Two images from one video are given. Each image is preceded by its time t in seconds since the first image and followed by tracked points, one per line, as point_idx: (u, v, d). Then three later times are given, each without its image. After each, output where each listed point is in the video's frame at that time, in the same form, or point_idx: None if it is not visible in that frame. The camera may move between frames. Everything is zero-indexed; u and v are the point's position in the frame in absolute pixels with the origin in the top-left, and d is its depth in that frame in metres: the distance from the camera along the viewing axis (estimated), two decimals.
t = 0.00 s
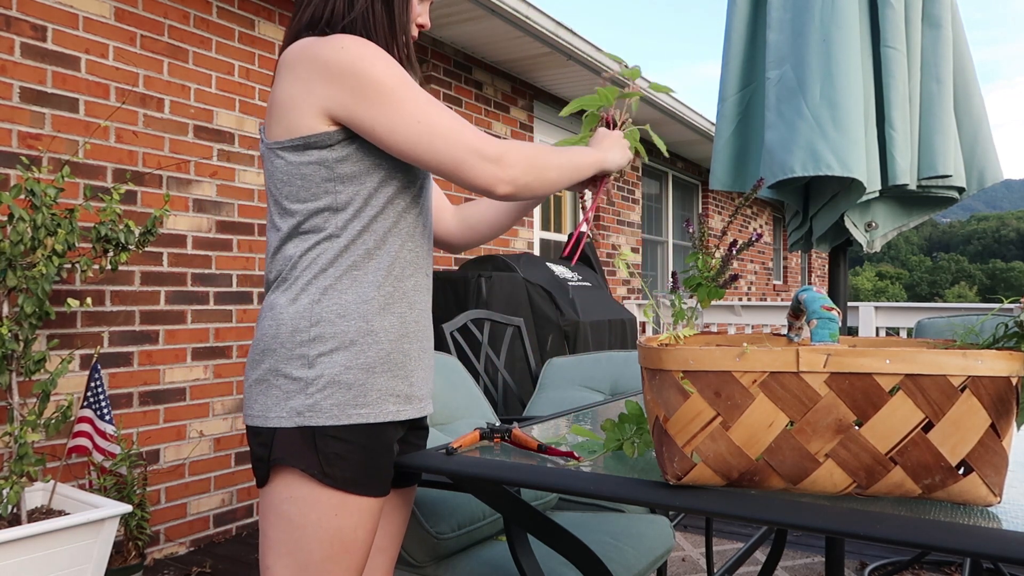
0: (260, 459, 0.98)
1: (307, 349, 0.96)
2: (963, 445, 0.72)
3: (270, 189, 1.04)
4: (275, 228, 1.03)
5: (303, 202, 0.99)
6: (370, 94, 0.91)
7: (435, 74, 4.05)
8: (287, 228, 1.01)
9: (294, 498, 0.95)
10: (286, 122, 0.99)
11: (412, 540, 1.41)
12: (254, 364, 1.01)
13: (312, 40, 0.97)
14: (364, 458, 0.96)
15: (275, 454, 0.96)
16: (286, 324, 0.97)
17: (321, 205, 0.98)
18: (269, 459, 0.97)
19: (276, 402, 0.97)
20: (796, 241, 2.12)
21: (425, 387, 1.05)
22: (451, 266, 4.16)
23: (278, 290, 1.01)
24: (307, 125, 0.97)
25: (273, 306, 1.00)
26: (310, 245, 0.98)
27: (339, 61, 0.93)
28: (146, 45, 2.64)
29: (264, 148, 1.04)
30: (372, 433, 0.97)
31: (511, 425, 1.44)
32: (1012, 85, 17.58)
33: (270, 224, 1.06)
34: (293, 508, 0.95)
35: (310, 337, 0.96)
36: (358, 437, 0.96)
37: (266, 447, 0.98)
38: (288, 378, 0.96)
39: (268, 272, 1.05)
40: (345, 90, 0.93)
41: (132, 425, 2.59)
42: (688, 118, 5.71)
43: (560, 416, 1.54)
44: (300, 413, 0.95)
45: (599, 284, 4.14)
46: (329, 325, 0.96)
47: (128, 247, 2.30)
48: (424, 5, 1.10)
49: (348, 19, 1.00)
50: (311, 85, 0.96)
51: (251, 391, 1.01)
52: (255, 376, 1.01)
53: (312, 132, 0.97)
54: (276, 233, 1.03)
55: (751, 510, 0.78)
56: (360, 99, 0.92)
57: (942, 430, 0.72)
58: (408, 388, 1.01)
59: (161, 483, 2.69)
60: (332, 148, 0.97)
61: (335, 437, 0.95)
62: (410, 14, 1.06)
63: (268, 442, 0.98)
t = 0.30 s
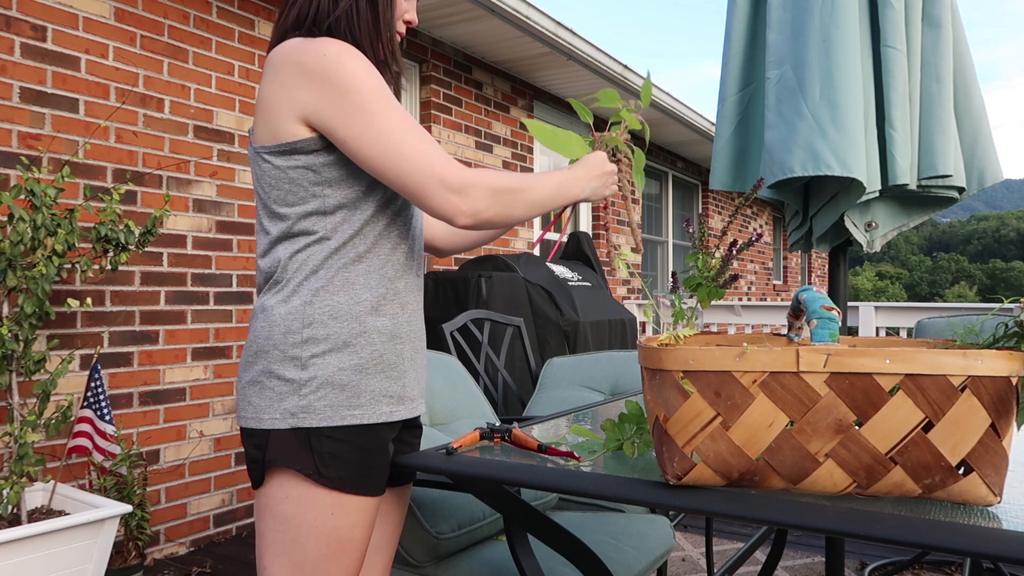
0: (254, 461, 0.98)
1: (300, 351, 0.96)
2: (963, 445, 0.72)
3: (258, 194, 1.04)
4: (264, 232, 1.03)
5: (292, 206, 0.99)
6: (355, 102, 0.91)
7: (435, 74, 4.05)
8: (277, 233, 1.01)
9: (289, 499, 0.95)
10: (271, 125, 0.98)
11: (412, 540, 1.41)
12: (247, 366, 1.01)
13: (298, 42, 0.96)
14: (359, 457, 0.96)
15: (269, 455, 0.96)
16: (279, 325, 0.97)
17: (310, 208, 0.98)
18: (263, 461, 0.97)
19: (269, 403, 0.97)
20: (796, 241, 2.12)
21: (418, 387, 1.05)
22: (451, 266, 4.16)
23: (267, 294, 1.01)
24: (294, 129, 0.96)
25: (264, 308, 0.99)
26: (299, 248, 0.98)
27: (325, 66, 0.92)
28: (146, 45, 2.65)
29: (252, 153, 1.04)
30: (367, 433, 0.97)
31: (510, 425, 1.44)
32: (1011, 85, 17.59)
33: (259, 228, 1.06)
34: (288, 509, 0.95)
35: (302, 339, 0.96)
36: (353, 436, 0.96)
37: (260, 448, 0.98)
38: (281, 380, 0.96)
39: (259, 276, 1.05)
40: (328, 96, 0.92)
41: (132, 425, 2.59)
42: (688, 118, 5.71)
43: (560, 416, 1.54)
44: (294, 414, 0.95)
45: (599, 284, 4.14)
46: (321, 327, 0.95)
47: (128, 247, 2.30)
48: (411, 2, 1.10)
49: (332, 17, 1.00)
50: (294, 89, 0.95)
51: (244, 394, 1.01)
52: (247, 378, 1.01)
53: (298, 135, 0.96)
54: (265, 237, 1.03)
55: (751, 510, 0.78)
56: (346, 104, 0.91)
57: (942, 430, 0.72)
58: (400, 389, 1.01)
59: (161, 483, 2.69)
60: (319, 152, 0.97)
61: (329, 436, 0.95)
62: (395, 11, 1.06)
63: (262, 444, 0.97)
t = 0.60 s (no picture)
0: (253, 461, 0.98)
1: (299, 351, 0.96)
2: (963, 445, 0.72)
3: (254, 198, 1.04)
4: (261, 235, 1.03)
5: (288, 209, 0.99)
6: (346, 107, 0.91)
7: (435, 74, 4.05)
8: (274, 236, 1.01)
9: (289, 498, 0.95)
10: (261, 128, 0.97)
11: (412, 540, 1.41)
12: (245, 367, 1.01)
13: (291, 44, 0.95)
14: (358, 457, 0.96)
15: (269, 456, 0.96)
16: (278, 326, 0.97)
17: (307, 211, 0.98)
18: (262, 461, 0.97)
19: (269, 404, 0.96)
20: (796, 241, 2.12)
21: (417, 386, 1.05)
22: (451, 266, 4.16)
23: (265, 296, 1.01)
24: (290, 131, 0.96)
25: (262, 310, 0.99)
26: (297, 251, 0.99)
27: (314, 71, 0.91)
28: (146, 45, 2.65)
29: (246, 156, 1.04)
30: (365, 434, 0.97)
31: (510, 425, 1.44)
32: (1011, 86, 17.59)
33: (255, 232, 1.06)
34: (288, 508, 0.95)
35: (301, 339, 0.95)
36: (351, 436, 0.96)
37: (259, 448, 0.98)
38: (281, 380, 0.96)
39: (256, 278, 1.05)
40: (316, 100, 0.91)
41: (132, 425, 2.59)
42: (688, 118, 5.71)
43: (560, 416, 1.54)
44: (293, 414, 0.94)
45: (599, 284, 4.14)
46: (321, 328, 0.96)
47: (128, 246, 2.30)
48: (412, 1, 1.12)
49: (329, 19, 0.99)
50: (279, 92, 0.93)
51: (242, 395, 1.01)
52: (245, 380, 1.01)
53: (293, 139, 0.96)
54: (262, 240, 1.03)
55: (752, 510, 0.78)
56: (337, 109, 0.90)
57: (942, 430, 0.72)
58: (400, 391, 1.01)
59: (161, 483, 2.69)
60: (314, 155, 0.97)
61: (328, 436, 0.95)
62: (391, 13, 1.06)
63: (262, 444, 0.97)
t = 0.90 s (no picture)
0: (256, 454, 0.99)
1: (295, 349, 0.96)
2: (963, 446, 0.72)
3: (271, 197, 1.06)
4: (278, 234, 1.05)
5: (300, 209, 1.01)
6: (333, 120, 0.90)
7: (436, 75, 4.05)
8: (285, 234, 1.03)
9: (287, 493, 0.95)
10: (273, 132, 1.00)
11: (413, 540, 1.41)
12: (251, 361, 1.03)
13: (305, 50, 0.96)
14: (354, 455, 0.96)
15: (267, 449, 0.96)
16: (278, 324, 0.98)
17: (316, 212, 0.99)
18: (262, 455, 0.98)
19: (266, 401, 0.98)
20: (797, 241, 2.12)
21: (421, 391, 1.05)
22: (451, 266, 4.17)
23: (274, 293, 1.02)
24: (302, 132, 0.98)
25: (267, 308, 1.01)
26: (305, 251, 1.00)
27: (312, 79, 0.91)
28: (146, 45, 2.65)
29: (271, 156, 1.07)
30: (362, 433, 0.96)
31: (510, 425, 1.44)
32: (1011, 86, 17.60)
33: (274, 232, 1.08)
34: (287, 503, 0.95)
35: (298, 338, 0.96)
36: (347, 433, 0.95)
37: (261, 442, 0.99)
38: (277, 378, 0.97)
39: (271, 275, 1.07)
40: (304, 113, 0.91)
41: (131, 425, 2.59)
42: (688, 118, 5.71)
43: (561, 416, 1.54)
44: (287, 411, 0.95)
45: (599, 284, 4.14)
46: (316, 327, 0.96)
47: (128, 246, 2.30)
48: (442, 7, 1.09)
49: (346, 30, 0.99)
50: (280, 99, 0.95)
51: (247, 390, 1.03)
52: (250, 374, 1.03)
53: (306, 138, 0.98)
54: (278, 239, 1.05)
55: (752, 510, 0.78)
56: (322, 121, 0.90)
57: (942, 430, 0.72)
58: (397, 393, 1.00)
59: (161, 483, 2.69)
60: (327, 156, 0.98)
61: (322, 431, 0.94)
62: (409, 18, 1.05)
63: (263, 438, 0.98)
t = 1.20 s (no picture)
0: (263, 450, 0.99)
1: (313, 345, 0.96)
2: (963, 446, 0.72)
3: (300, 181, 1.06)
4: (298, 223, 1.04)
5: (327, 199, 1.00)
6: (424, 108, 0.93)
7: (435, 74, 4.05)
8: (308, 223, 1.03)
9: (294, 492, 0.96)
10: (325, 118, 1.01)
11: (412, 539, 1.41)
12: (264, 352, 1.03)
13: (363, 49, 0.98)
14: (364, 455, 0.96)
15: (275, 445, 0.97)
16: (297, 317, 0.98)
17: (345, 205, 0.99)
18: (270, 451, 0.98)
19: (278, 394, 0.98)
20: (796, 241, 2.12)
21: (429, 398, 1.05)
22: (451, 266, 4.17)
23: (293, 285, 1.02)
24: (343, 125, 0.98)
25: (287, 297, 1.01)
26: (327, 243, 0.99)
27: (392, 73, 0.94)
28: (146, 45, 2.65)
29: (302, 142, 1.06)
30: (373, 433, 0.96)
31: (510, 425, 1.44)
32: (1011, 86, 17.60)
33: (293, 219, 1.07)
34: (294, 502, 0.96)
35: (317, 333, 0.96)
36: (356, 432, 0.95)
37: (268, 438, 0.99)
38: (292, 371, 0.97)
39: (286, 264, 1.06)
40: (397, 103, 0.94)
41: (131, 425, 2.59)
42: (688, 118, 5.71)
43: (561, 416, 1.54)
44: (300, 407, 0.95)
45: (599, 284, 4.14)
46: (337, 324, 0.96)
47: (128, 246, 2.30)
48: (478, 17, 1.12)
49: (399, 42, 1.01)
50: (361, 89, 0.97)
51: (259, 381, 1.03)
52: (263, 366, 1.02)
53: (347, 131, 0.98)
54: (298, 227, 1.04)
55: (751, 510, 0.78)
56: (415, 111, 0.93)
57: (942, 430, 0.72)
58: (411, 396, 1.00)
59: (161, 483, 2.69)
60: (368, 151, 0.98)
61: (333, 430, 0.94)
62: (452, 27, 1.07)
63: (270, 435, 0.99)
